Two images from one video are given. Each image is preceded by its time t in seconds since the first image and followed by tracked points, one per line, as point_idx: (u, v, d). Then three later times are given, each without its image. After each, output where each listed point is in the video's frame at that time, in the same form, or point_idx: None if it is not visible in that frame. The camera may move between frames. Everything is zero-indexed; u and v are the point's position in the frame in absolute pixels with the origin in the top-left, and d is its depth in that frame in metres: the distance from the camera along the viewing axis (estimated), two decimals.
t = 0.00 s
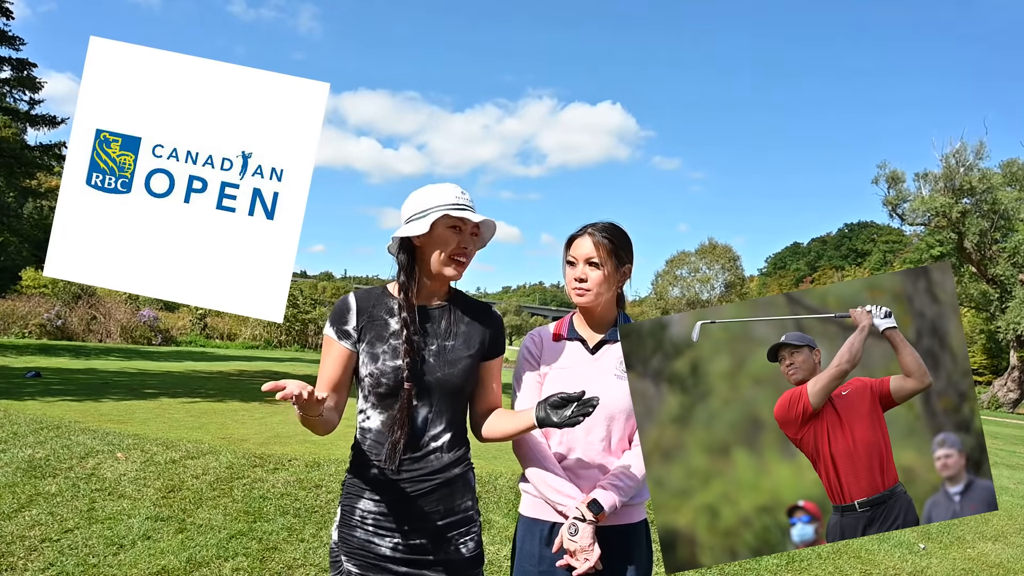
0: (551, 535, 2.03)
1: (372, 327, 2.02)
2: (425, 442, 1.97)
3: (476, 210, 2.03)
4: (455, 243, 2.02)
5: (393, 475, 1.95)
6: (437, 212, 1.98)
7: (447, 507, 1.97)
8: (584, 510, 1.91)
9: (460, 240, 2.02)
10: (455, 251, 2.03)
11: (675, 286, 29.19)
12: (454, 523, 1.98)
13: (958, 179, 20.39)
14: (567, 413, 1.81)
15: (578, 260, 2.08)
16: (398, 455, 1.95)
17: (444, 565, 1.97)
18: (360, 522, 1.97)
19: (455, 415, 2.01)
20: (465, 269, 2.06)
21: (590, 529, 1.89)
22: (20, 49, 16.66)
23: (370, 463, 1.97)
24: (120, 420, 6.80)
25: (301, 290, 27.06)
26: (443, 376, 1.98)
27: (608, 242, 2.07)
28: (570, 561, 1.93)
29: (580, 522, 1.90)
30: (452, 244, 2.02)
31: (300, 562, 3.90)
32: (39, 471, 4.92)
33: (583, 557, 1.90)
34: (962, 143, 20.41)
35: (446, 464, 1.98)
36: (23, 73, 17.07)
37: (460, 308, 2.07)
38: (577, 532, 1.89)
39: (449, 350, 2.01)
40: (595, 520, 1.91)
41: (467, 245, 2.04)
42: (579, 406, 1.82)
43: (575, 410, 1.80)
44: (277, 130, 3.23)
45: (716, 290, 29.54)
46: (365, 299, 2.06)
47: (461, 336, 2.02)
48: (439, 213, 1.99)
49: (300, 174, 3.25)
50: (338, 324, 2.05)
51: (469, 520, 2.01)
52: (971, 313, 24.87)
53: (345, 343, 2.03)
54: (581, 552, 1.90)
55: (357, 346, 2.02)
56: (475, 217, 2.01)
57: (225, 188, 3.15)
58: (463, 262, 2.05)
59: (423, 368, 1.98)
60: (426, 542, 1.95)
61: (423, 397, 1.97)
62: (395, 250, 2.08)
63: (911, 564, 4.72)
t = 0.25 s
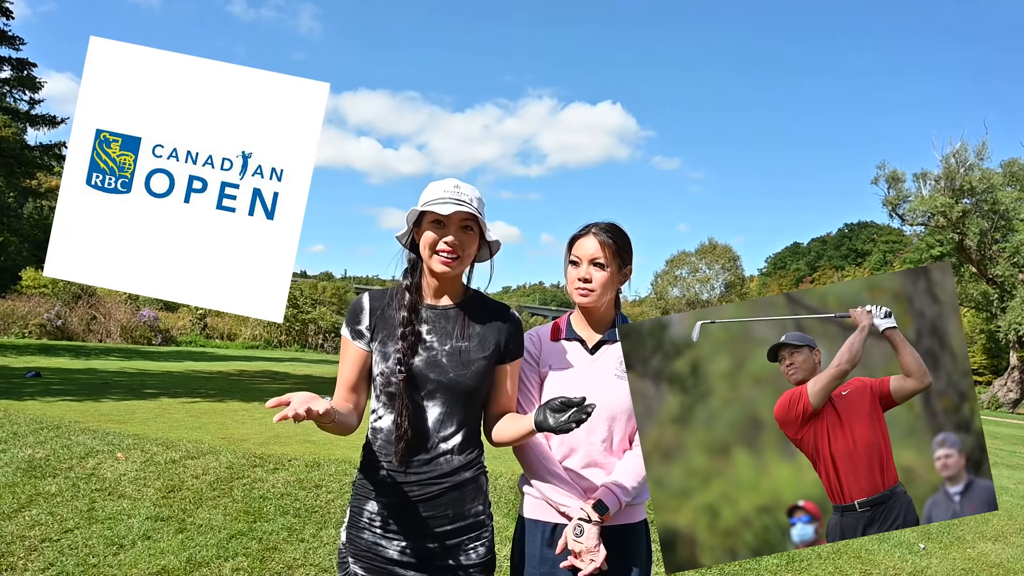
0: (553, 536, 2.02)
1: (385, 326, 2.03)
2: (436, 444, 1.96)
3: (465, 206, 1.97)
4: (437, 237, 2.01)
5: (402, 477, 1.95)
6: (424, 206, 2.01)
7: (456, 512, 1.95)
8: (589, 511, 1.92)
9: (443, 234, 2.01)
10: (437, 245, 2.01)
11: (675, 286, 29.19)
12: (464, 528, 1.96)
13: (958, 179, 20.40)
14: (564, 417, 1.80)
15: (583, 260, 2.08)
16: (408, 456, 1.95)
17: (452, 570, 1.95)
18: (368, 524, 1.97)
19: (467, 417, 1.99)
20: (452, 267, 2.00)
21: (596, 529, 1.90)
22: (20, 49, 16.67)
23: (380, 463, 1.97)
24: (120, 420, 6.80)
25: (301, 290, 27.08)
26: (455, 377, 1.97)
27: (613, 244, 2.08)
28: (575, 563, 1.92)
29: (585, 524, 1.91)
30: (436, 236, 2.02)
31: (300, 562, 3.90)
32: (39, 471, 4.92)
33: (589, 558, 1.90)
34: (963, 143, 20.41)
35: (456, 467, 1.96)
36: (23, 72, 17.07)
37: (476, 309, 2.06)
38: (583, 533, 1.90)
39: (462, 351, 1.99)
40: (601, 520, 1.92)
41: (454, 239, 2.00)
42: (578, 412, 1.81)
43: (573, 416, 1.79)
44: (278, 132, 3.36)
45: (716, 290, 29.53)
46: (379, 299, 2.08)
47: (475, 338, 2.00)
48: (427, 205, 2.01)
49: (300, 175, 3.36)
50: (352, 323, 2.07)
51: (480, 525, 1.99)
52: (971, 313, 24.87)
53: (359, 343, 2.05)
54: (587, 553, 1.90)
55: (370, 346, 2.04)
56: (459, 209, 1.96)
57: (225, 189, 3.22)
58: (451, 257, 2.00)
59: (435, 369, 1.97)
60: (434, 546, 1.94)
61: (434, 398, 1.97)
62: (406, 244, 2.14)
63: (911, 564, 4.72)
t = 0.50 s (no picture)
0: (556, 536, 2.01)
1: (396, 325, 2.04)
2: (442, 446, 1.95)
3: (474, 202, 1.96)
4: (445, 236, 2.01)
5: (408, 477, 1.95)
6: (431, 205, 2.01)
7: (460, 515, 1.95)
8: (600, 516, 1.94)
9: (451, 232, 2.00)
10: (446, 244, 2.00)
11: (675, 286, 29.18)
12: (468, 531, 1.95)
13: (958, 179, 20.41)
14: (575, 434, 1.78)
15: (585, 262, 2.08)
16: (415, 456, 1.95)
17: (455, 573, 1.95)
18: (372, 523, 1.98)
19: (476, 420, 1.98)
20: (463, 266, 1.99)
21: (607, 534, 1.92)
22: (20, 49, 16.67)
23: (386, 463, 1.98)
24: (120, 420, 6.80)
25: (301, 290, 27.10)
26: (465, 380, 1.96)
27: (614, 246, 2.09)
28: (584, 566, 1.93)
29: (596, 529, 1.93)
30: (445, 235, 2.01)
31: (300, 562, 3.90)
32: (39, 471, 4.92)
33: (599, 563, 1.91)
34: (963, 143, 20.40)
35: (462, 469, 1.95)
36: (23, 72, 17.07)
37: (489, 311, 2.04)
38: (594, 538, 1.91)
39: (473, 353, 1.98)
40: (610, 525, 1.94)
41: (462, 236, 2.00)
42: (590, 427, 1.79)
43: (585, 433, 1.78)
44: (278, 132, 3.36)
45: (716, 290, 29.51)
46: (392, 298, 2.09)
47: (487, 340, 1.98)
48: (435, 204, 2.01)
49: (300, 175, 3.37)
50: (364, 322, 2.08)
51: (485, 527, 1.98)
52: (971, 313, 24.87)
53: (370, 341, 2.06)
54: (598, 557, 1.91)
55: (381, 345, 2.04)
56: (467, 206, 1.95)
57: (225, 188, 3.22)
58: (461, 256, 2.00)
59: (445, 371, 1.96)
60: (437, 547, 1.94)
61: (443, 399, 1.96)
62: (417, 243, 2.14)
63: (912, 564, 4.72)
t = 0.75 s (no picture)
0: (557, 535, 2.01)
1: (401, 322, 2.04)
2: (446, 444, 1.95)
3: (478, 202, 1.97)
4: (446, 235, 2.00)
5: (411, 474, 1.95)
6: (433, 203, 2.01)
7: (463, 512, 1.95)
8: (603, 518, 1.93)
9: (452, 231, 2.00)
10: (447, 243, 2.00)
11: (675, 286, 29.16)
12: (470, 528, 1.96)
13: (958, 179, 20.39)
14: (580, 432, 1.77)
15: (589, 264, 2.07)
16: (419, 453, 1.95)
17: (456, 569, 1.95)
18: (374, 519, 1.97)
19: (480, 419, 1.98)
20: (460, 265, 1.98)
21: (610, 536, 1.92)
22: (20, 49, 16.67)
23: (390, 459, 1.98)
24: (120, 420, 6.80)
25: (302, 290, 27.11)
26: (469, 378, 1.95)
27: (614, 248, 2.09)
28: (586, 567, 1.93)
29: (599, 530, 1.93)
30: (446, 234, 2.01)
31: (300, 562, 3.90)
32: (39, 471, 4.92)
33: (602, 564, 1.92)
34: (963, 144, 20.39)
35: (465, 467, 1.96)
36: (23, 73, 17.07)
37: (494, 310, 2.03)
38: (597, 540, 1.91)
39: (477, 351, 1.97)
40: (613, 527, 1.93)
41: (464, 236, 1.99)
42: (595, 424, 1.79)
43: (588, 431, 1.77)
44: (278, 132, 3.37)
45: (716, 290, 29.49)
46: (396, 294, 2.08)
47: (492, 338, 1.98)
48: (439, 202, 2.01)
49: (299, 175, 3.37)
50: (368, 318, 2.07)
51: (486, 525, 1.99)
52: (971, 313, 24.86)
53: (374, 338, 2.05)
54: (601, 558, 1.92)
55: (385, 342, 2.04)
56: (468, 205, 1.95)
57: (225, 188, 3.22)
58: (461, 254, 1.99)
59: (449, 369, 1.96)
60: (439, 544, 1.93)
61: (447, 397, 1.96)
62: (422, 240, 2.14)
63: (911, 564, 4.72)
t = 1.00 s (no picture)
0: (560, 537, 2.01)
1: (402, 322, 2.03)
2: (446, 443, 1.96)
3: (478, 206, 1.97)
4: (445, 237, 2.00)
5: (413, 473, 1.95)
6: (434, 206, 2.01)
7: (463, 511, 1.95)
8: (606, 519, 1.93)
9: (452, 234, 2.00)
10: (446, 246, 2.00)
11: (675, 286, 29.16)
12: (470, 527, 1.95)
13: (959, 179, 20.38)
14: (582, 428, 1.79)
15: (594, 265, 2.06)
16: (420, 452, 1.95)
17: (457, 568, 1.95)
18: (375, 518, 1.97)
19: (480, 418, 1.98)
20: (460, 267, 1.98)
21: (613, 537, 1.91)
22: (20, 49, 16.67)
23: (391, 459, 1.98)
24: (120, 420, 6.81)
25: (302, 290, 27.12)
26: (470, 377, 1.96)
27: (620, 249, 2.09)
28: (589, 570, 1.93)
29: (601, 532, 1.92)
30: (446, 236, 2.01)
31: (300, 562, 3.90)
32: (39, 471, 4.92)
33: (605, 565, 1.91)
34: (964, 144, 20.36)
35: (466, 467, 1.96)
36: (23, 73, 17.07)
37: (494, 310, 2.04)
38: (600, 541, 1.90)
39: (478, 351, 1.98)
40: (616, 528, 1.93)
41: (463, 239, 1.99)
42: (595, 422, 1.80)
43: (592, 428, 1.78)
44: (278, 132, 3.36)
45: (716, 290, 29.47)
46: (397, 294, 2.08)
47: (492, 338, 1.99)
48: (439, 204, 2.02)
49: (300, 175, 3.37)
50: (369, 318, 2.07)
51: (486, 524, 1.99)
52: (971, 313, 24.86)
53: (376, 339, 2.05)
54: (604, 559, 1.91)
55: (387, 342, 2.04)
56: (468, 209, 1.95)
57: (225, 188, 3.22)
58: (460, 257, 1.99)
59: (450, 368, 1.96)
60: (440, 543, 1.93)
61: (448, 397, 1.96)
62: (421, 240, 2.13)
63: (911, 564, 4.72)
